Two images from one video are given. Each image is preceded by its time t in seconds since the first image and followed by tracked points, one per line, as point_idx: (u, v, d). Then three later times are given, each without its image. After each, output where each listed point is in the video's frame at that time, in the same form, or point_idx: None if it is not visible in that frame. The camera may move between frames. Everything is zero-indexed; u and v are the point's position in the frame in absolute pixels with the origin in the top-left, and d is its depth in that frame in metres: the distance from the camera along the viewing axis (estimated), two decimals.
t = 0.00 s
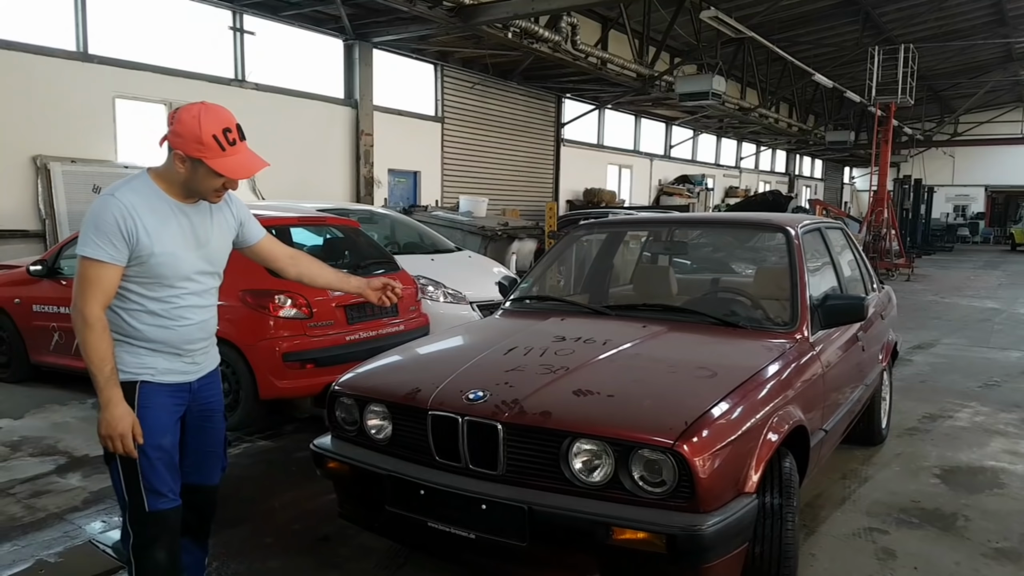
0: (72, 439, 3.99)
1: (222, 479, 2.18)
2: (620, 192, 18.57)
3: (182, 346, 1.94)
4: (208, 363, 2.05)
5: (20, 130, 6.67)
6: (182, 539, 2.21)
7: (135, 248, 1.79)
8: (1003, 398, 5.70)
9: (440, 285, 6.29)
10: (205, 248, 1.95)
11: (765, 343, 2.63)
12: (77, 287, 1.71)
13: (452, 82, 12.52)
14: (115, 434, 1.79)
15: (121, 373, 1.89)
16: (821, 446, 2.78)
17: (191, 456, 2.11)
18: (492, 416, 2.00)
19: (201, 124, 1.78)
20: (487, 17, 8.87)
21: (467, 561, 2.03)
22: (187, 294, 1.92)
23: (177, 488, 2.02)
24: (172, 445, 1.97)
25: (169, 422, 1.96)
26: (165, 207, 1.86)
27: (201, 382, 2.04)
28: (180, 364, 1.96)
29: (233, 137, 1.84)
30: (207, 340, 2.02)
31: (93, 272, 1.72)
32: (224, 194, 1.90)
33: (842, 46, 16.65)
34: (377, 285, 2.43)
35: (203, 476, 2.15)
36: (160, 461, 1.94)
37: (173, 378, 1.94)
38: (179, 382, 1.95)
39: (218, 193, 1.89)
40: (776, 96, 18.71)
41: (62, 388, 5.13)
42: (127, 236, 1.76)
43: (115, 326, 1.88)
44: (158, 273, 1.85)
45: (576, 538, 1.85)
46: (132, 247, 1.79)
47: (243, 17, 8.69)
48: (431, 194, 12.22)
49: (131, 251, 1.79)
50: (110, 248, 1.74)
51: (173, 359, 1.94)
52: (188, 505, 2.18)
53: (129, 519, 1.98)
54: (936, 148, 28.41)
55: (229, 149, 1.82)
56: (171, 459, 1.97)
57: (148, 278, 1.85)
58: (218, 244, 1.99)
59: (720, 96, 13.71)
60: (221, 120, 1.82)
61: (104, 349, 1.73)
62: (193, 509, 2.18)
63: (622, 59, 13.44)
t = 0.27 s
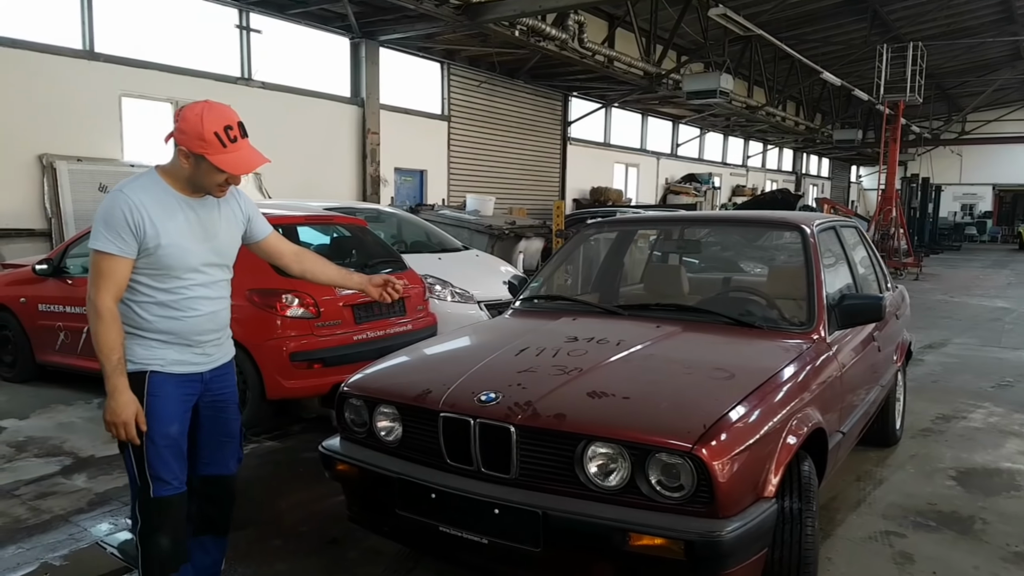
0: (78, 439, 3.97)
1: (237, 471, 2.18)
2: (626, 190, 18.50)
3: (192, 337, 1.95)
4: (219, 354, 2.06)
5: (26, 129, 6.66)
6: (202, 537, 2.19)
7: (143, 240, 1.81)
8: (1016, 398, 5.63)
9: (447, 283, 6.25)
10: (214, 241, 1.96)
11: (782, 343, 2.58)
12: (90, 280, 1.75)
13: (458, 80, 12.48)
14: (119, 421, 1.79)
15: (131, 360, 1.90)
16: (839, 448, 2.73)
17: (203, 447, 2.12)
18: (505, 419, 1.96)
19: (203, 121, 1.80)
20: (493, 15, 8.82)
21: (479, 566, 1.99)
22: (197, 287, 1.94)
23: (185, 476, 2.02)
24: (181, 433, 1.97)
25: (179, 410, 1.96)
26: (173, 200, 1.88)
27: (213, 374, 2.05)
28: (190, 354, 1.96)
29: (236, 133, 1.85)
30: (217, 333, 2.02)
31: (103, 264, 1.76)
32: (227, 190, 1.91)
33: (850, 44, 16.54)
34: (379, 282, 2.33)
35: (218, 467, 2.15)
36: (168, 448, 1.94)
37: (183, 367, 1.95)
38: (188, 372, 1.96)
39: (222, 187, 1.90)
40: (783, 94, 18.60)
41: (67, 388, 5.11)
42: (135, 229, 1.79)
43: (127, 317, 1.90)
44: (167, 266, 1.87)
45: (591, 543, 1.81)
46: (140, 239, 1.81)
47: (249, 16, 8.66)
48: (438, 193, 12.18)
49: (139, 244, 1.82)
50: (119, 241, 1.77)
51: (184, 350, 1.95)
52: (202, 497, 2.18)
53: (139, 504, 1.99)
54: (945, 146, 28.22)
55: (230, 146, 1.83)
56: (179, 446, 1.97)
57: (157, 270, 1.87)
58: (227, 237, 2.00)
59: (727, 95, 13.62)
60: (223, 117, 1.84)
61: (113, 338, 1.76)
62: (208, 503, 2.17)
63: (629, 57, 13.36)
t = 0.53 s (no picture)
0: (79, 441, 3.93)
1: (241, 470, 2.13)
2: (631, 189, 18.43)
3: (196, 333, 1.90)
4: (225, 352, 2.01)
5: (28, 126, 6.63)
6: (204, 537, 2.14)
7: (142, 232, 1.78)
8: None
9: (453, 282, 6.20)
10: (216, 234, 1.91)
11: (799, 344, 2.52)
12: (91, 273, 1.72)
13: (463, 78, 12.43)
14: (130, 411, 1.76)
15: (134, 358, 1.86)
16: (857, 451, 2.67)
17: (207, 446, 2.07)
18: (518, 422, 1.90)
19: (194, 109, 1.76)
20: (498, 12, 8.76)
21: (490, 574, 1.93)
22: (200, 281, 1.89)
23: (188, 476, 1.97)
24: (184, 432, 1.93)
25: (181, 409, 1.92)
26: (173, 192, 1.85)
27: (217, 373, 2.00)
28: (194, 352, 1.92)
29: (228, 121, 1.80)
30: (221, 330, 1.97)
31: (103, 257, 1.73)
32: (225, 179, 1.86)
33: (856, 42, 16.44)
34: (381, 285, 2.29)
35: (222, 466, 2.10)
36: (170, 448, 1.90)
37: (186, 364, 1.90)
38: (192, 370, 1.91)
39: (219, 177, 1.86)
40: (788, 93, 18.51)
41: (69, 388, 5.08)
42: (133, 221, 1.76)
43: (129, 313, 1.87)
44: (168, 258, 1.82)
45: (608, 552, 1.75)
46: (139, 231, 1.77)
47: (252, 13, 8.61)
48: (442, 192, 12.13)
49: (138, 236, 1.78)
50: (117, 234, 1.74)
51: (187, 347, 1.90)
52: (205, 498, 2.12)
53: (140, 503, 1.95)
54: (950, 145, 28.08)
55: (222, 132, 1.78)
56: (182, 445, 1.93)
57: (158, 263, 1.82)
58: (231, 230, 1.95)
59: (733, 93, 13.54)
60: (214, 104, 1.80)
61: (118, 332, 1.72)
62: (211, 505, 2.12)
63: (634, 55, 13.28)
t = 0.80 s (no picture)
0: (71, 445, 3.88)
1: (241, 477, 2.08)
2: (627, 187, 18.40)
3: (196, 333, 1.86)
4: (226, 354, 1.96)
5: (19, 124, 6.56)
6: (203, 545, 2.10)
7: (141, 229, 1.74)
8: None
9: (451, 282, 6.15)
10: (217, 231, 1.87)
11: (809, 344, 2.48)
12: (86, 270, 1.68)
13: (459, 76, 12.37)
14: (117, 414, 1.70)
15: (133, 361, 1.82)
16: (867, 452, 2.63)
17: (207, 452, 2.03)
18: (528, 426, 1.86)
19: (180, 89, 1.74)
20: (495, 9, 8.70)
21: None
22: (201, 280, 1.85)
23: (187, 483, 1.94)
24: (183, 437, 1.89)
25: (180, 414, 1.88)
26: (171, 186, 1.81)
27: (218, 376, 1.95)
28: (195, 354, 1.87)
29: (214, 99, 1.77)
30: (223, 331, 1.93)
31: (99, 254, 1.69)
32: (218, 162, 1.79)
33: (851, 40, 16.45)
34: (386, 285, 2.25)
35: (221, 472, 2.05)
36: (168, 453, 1.86)
37: (186, 367, 1.86)
38: (193, 373, 1.87)
39: (213, 160, 1.79)
40: (784, 91, 18.51)
41: (62, 391, 5.02)
42: (131, 218, 1.72)
43: (128, 314, 1.83)
44: (167, 256, 1.78)
45: (622, 559, 1.71)
46: (137, 228, 1.73)
47: (246, 9, 8.54)
48: (439, 190, 12.08)
49: (137, 233, 1.74)
50: (115, 230, 1.70)
51: (188, 349, 1.86)
52: (204, 504, 2.08)
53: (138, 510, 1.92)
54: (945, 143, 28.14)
55: (207, 107, 1.73)
56: (181, 451, 1.89)
57: (158, 261, 1.78)
58: (231, 227, 1.91)
59: (730, 91, 13.52)
60: (199, 83, 1.77)
61: (113, 331, 1.68)
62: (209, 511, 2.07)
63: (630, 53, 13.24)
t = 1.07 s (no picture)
0: (62, 449, 3.81)
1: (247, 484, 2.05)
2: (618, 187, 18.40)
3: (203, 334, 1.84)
4: (235, 357, 1.93)
5: (5, 123, 6.45)
6: (206, 554, 2.08)
7: (146, 226, 1.73)
8: None
9: (447, 282, 6.12)
10: (224, 229, 1.86)
11: (815, 347, 2.46)
12: (92, 266, 1.68)
13: (451, 75, 12.33)
14: (119, 413, 1.68)
15: (139, 361, 1.81)
16: (872, 454, 2.61)
17: (215, 458, 2.00)
18: (537, 431, 1.83)
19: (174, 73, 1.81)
20: (488, 8, 8.66)
21: None
22: (207, 278, 1.83)
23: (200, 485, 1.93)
24: (195, 438, 1.88)
25: (193, 415, 1.86)
26: (177, 181, 1.81)
27: (229, 379, 1.93)
28: (202, 355, 1.85)
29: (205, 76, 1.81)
30: (231, 332, 1.90)
31: (104, 250, 1.69)
32: (207, 136, 1.79)
33: (840, 41, 16.53)
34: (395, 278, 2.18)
35: (228, 479, 2.03)
36: (180, 454, 1.85)
37: (193, 369, 1.83)
38: (201, 375, 1.85)
39: (199, 134, 1.79)
40: (774, 92, 18.58)
41: (52, 394, 4.94)
42: (136, 214, 1.71)
43: (135, 314, 1.81)
44: (173, 253, 1.77)
45: (634, 567, 1.68)
46: (142, 224, 1.73)
47: (237, 7, 8.44)
48: (431, 190, 12.02)
49: (143, 229, 1.74)
50: (119, 226, 1.69)
51: (194, 350, 1.84)
52: (209, 510, 2.06)
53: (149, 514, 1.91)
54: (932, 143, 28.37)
55: (194, 80, 1.77)
56: (194, 451, 1.88)
57: (162, 258, 1.77)
58: (239, 225, 1.89)
59: (721, 91, 13.54)
60: (192, 66, 1.83)
61: (115, 329, 1.67)
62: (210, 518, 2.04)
63: (622, 53, 13.24)
